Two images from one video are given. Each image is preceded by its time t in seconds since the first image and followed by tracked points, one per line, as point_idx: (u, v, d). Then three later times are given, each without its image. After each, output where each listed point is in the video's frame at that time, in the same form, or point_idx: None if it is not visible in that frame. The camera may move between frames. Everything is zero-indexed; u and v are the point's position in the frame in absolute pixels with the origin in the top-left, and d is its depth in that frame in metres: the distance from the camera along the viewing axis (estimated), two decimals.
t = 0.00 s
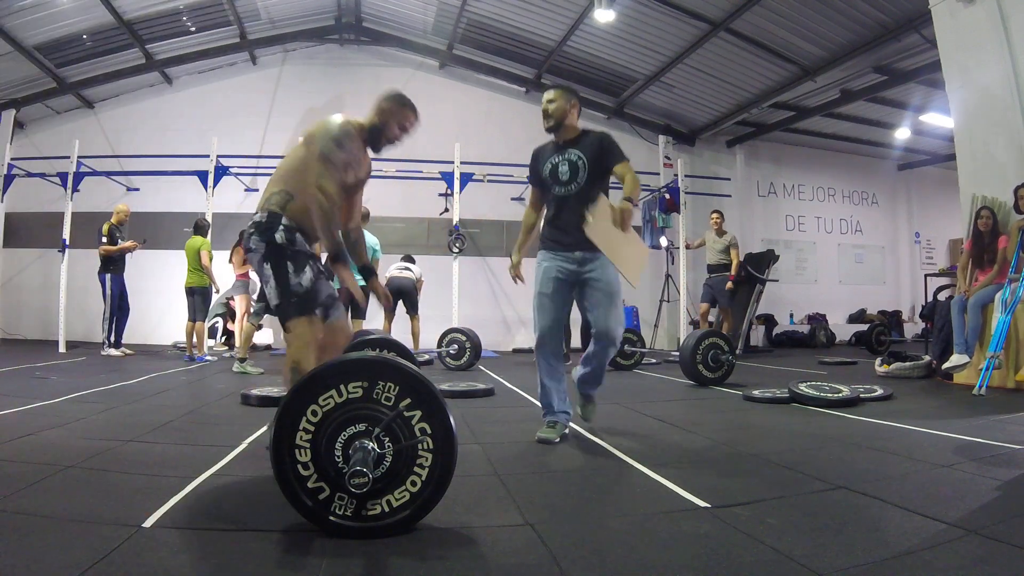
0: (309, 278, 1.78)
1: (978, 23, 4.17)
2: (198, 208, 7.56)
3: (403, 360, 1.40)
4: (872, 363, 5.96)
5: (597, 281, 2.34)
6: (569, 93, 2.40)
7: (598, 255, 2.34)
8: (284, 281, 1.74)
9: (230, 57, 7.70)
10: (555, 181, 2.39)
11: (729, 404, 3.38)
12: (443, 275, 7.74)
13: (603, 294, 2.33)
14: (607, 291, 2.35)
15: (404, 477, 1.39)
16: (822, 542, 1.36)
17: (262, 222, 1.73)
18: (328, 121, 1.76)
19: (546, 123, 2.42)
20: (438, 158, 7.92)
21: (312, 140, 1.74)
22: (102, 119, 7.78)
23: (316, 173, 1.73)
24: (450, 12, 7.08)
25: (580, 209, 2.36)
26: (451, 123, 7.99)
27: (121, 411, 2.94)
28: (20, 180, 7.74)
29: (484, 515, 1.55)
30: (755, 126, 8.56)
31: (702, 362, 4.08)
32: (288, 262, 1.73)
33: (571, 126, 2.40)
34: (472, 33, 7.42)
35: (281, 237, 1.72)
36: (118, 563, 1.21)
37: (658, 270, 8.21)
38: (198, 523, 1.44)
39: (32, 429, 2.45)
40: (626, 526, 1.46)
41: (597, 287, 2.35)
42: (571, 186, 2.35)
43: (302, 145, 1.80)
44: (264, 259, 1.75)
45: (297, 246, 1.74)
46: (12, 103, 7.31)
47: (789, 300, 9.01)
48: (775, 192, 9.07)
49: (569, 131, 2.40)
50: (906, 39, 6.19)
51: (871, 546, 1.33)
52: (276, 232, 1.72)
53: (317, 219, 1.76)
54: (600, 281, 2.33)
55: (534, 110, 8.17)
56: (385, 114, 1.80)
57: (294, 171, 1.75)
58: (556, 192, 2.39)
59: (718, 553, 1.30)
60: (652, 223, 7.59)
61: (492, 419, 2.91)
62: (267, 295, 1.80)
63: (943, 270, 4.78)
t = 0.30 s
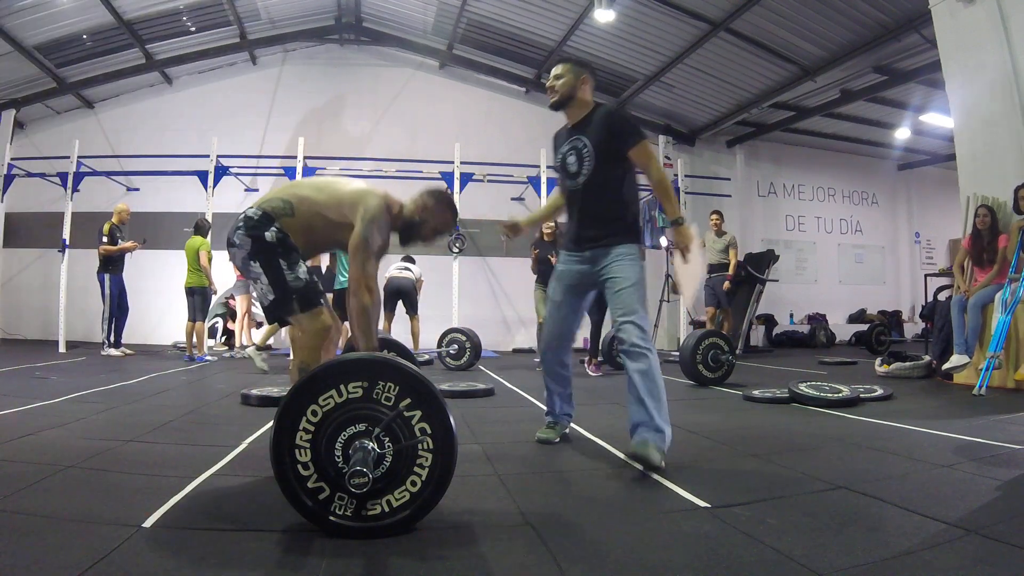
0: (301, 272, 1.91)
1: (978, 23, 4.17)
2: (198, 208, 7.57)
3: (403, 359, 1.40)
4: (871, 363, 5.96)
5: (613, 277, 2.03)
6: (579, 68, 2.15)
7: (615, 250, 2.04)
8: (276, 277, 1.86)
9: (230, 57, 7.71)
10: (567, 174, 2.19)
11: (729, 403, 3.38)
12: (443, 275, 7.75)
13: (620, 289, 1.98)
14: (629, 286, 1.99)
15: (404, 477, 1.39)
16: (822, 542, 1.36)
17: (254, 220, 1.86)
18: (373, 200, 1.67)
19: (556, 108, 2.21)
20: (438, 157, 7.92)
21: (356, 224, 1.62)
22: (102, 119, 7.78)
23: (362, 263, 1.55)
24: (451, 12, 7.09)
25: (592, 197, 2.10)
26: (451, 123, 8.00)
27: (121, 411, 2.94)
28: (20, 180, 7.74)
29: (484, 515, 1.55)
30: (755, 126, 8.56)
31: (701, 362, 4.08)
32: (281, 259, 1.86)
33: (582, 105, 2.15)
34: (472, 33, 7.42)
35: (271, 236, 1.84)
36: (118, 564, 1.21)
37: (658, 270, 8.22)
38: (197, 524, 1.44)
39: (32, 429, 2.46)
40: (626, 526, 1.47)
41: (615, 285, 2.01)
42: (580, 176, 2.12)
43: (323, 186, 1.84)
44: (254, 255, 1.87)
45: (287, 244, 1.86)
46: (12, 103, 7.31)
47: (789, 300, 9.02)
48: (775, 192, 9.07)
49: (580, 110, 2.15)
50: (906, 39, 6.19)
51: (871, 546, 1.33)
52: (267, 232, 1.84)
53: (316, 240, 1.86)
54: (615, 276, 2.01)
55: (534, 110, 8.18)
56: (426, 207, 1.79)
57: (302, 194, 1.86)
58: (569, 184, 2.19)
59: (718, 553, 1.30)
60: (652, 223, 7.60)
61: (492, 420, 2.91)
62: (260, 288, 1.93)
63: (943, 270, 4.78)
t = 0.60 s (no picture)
0: (300, 275, 1.92)
1: (978, 23, 4.17)
2: (198, 208, 7.57)
3: (398, 358, 1.40)
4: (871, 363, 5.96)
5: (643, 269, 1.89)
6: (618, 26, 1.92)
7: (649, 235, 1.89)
8: (275, 280, 1.90)
9: (230, 57, 7.71)
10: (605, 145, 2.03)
11: (730, 403, 3.38)
12: (444, 275, 7.75)
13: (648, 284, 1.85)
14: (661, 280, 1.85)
15: (402, 476, 1.38)
16: (822, 542, 1.36)
17: (253, 226, 1.87)
18: (379, 215, 1.69)
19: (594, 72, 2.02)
20: (438, 158, 7.93)
21: (362, 239, 1.64)
22: (102, 119, 7.78)
23: (368, 280, 1.55)
24: (451, 12, 7.09)
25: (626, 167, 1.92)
26: (451, 123, 8.00)
27: (122, 411, 2.95)
28: (20, 180, 7.74)
29: (483, 515, 1.55)
30: (755, 126, 8.56)
31: (701, 362, 4.08)
32: (278, 264, 1.88)
33: (621, 66, 1.93)
34: (473, 33, 7.42)
35: (270, 242, 1.85)
36: (118, 564, 1.21)
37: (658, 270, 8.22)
38: (198, 524, 1.44)
39: (32, 429, 2.46)
40: (626, 526, 1.46)
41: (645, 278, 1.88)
42: (613, 145, 1.95)
43: (327, 201, 1.84)
44: (252, 261, 1.90)
45: (286, 249, 1.87)
46: (12, 103, 7.30)
47: (789, 300, 9.02)
48: (775, 192, 9.07)
49: (617, 71, 1.94)
50: (906, 39, 6.19)
51: (871, 546, 1.33)
52: (266, 238, 1.85)
53: (312, 255, 1.87)
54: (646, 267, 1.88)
55: (534, 110, 8.18)
56: (428, 226, 1.79)
57: (307, 208, 1.87)
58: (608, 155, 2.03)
59: (717, 553, 1.30)
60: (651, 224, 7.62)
61: (492, 419, 2.91)
62: (261, 292, 1.97)
63: (943, 270, 4.78)
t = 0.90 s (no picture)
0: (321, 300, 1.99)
1: (978, 23, 4.17)
2: (198, 208, 7.57)
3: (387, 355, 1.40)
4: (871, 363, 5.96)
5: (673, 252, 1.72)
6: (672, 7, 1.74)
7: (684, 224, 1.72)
8: (300, 312, 1.96)
9: (229, 57, 7.70)
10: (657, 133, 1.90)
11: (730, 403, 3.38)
12: (444, 275, 7.75)
13: (671, 269, 1.67)
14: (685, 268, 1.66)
15: (398, 473, 1.39)
16: (822, 542, 1.36)
17: (258, 268, 1.88)
18: (380, 220, 1.69)
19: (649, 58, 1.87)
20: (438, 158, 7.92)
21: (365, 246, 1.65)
22: (102, 119, 7.77)
23: (369, 282, 1.56)
24: (451, 12, 7.08)
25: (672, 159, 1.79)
26: (451, 123, 8.00)
27: (121, 411, 2.95)
28: (20, 180, 7.74)
29: (483, 515, 1.55)
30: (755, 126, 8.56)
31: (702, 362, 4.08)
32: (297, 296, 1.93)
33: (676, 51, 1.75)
34: (472, 32, 7.42)
35: (281, 277, 1.88)
36: (119, 564, 1.21)
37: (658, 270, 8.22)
38: (198, 525, 1.44)
39: (32, 429, 2.46)
40: (626, 526, 1.46)
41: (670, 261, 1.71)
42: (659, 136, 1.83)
43: (323, 224, 1.83)
44: (268, 299, 1.93)
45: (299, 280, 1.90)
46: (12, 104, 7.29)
47: (789, 300, 9.02)
48: (775, 192, 9.07)
49: (670, 55, 1.76)
50: (906, 39, 6.19)
51: (872, 547, 1.33)
52: (275, 275, 1.87)
53: (322, 278, 1.85)
54: (672, 253, 1.71)
55: (534, 110, 8.19)
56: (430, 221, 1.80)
57: (305, 236, 1.86)
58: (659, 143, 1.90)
59: (718, 553, 1.30)
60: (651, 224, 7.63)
61: (492, 419, 2.91)
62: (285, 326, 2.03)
63: (943, 270, 4.77)
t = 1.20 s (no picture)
0: (319, 282, 1.96)
1: (978, 23, 4.16)
2: (198, 208, 7.57)
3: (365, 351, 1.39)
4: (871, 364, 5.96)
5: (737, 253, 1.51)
6: None
7: (733, 218, 1.53)
8: (295, 288, 1.94)
9: (229, 57, 7.70)
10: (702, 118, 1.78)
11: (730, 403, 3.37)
12: (444, 275, 7.75)
13: (745, 274, 1.47)
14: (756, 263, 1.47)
15: (387, 468, 1.38)
16: (822, 542, 1.35)
17: (265, 233, 1.90)
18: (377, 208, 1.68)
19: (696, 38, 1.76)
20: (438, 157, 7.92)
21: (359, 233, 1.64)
22: (102, 119, 7.76)
23: (359, 278, 1.55)
24: (450, 12, 7.09)
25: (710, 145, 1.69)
26: (451, 123, 8.00)
27: (121, 412, 2.94)
28: (20, 180, 7.73)
29: (483, 515, 1.55)
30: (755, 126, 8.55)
31: (702, 362, 4.08)
32: (296, 270, 1.91)
33: (720, 27, 1.64)
34: (472, 33, 7.43)
35: (286, 248, 1.88)
36: (118, 564, 1.21)
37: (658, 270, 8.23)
38: (198, 525, 1.44)
39: (32, 429, 2.46)
40: (626, 527, 1.46)
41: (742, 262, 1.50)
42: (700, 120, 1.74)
43: (329, 203, 1.83)
44: (269, 267, 1.93)
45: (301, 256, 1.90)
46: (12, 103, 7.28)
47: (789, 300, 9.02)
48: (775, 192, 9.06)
49: (715, 31, 1.65)
50: (906, 39, 6.19)
51: (871, 546, 1.33)
52: (281, 244, 1.88)
53: (322, 257, 1.85)
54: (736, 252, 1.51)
55: (534, 111, 8.19)
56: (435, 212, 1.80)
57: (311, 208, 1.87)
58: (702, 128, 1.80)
59: (718, 553, 1.29)
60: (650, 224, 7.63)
61: (492, 419, 2.90)
62: (277, 298, 2.00)
63: (943, 270, 4.77)
